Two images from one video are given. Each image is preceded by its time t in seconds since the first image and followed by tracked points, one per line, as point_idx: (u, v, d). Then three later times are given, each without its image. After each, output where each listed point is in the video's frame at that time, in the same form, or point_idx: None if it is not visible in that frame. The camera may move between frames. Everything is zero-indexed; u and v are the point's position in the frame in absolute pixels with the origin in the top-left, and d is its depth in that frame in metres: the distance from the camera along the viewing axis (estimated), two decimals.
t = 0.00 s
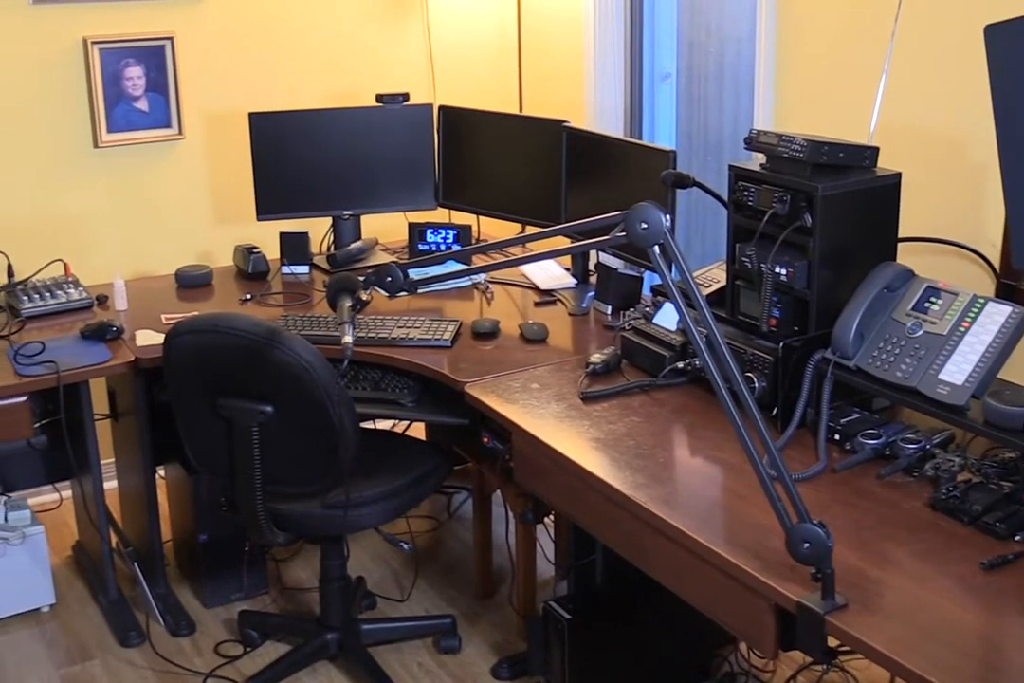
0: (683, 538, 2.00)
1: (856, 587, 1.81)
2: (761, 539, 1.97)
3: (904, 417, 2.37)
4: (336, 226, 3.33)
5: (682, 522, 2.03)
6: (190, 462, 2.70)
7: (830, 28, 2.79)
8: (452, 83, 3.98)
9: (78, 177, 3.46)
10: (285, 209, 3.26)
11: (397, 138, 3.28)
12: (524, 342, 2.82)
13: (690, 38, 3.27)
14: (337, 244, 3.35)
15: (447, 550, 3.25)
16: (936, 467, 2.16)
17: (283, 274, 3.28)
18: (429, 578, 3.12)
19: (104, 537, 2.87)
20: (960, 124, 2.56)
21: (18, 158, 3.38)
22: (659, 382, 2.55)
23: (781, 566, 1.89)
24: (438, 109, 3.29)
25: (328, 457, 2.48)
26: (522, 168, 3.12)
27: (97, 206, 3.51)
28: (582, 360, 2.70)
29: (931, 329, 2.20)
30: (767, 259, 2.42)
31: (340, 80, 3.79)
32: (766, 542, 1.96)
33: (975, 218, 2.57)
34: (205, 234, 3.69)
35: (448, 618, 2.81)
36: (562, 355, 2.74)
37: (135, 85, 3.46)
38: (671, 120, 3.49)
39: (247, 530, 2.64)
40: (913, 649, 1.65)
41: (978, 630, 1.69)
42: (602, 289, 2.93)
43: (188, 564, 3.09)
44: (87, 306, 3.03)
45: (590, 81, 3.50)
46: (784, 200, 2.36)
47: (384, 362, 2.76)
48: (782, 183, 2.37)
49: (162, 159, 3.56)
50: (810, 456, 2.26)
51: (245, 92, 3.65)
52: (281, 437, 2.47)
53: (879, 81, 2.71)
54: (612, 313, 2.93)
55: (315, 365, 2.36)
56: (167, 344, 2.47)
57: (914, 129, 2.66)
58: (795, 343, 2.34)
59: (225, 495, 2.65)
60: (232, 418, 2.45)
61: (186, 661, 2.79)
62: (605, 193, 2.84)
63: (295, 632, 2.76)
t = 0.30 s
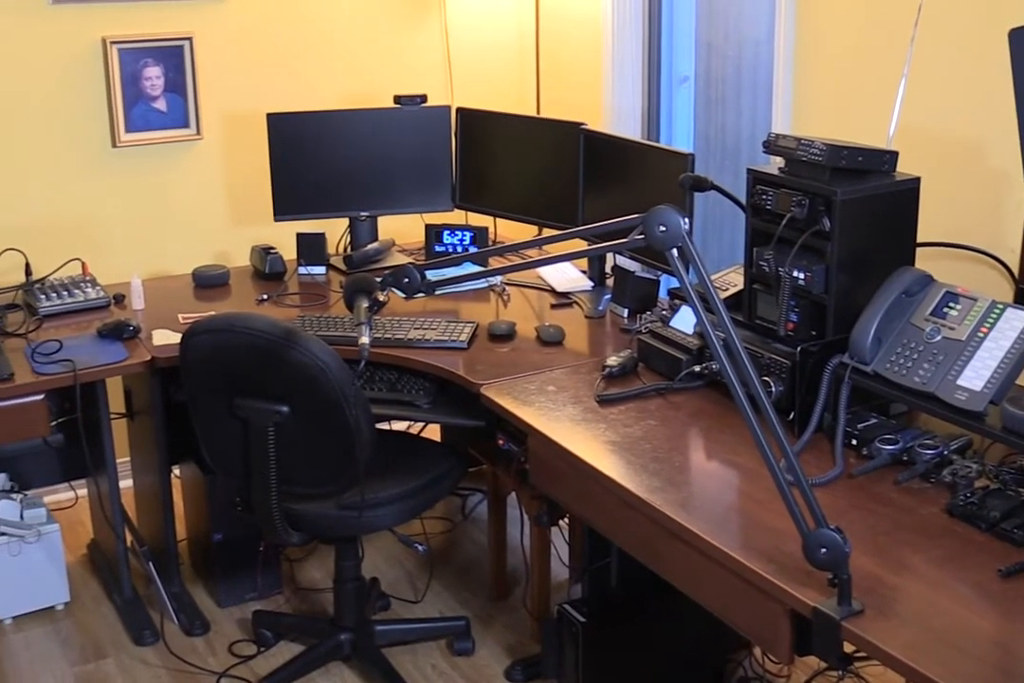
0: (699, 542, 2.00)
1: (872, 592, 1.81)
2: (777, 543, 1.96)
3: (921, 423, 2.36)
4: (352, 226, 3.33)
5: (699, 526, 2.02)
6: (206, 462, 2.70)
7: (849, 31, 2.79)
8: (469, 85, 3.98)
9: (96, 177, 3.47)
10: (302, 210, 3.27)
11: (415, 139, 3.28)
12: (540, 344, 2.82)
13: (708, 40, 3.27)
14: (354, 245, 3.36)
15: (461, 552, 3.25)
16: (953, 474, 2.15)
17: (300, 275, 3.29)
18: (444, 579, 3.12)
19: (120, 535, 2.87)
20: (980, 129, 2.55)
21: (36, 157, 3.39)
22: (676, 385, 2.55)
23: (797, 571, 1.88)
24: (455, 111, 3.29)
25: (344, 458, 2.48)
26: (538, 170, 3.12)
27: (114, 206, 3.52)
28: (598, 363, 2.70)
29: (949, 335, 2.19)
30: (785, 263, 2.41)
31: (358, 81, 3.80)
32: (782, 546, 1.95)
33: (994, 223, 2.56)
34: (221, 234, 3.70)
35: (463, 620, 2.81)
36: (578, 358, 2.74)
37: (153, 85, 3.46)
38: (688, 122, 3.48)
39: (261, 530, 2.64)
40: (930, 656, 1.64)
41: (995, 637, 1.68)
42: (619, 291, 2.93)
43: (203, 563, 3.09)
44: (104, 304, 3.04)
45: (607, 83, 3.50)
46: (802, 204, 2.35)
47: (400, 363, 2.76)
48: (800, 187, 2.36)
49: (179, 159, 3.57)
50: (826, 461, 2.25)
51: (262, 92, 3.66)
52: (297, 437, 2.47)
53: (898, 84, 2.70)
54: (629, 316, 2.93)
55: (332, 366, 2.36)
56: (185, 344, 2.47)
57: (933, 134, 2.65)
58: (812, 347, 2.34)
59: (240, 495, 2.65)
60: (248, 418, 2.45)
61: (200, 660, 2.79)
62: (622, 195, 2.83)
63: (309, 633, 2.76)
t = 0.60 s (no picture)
0: (716, 546, 1.99)
1: (890, 598, 1.80)
2: (795, 548, 1.95)
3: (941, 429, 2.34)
4: (371, 226, 3.33)
5: (717, 529, 2.01)
6: (223, 460, 2.70)
7: (871, 34, 2.77)
8: (488, 85, 3.98)
9: (115, 175, 3.48)
10: (320, 210, 3.27)
11: (434, 139, 3.28)
12: (558, 346, 2.82)
13: (728, 41, 3.26)
14: (372, 245, 3.36)
15: (476, 553, 3.25)
16: (973, 480, 2.12)
17: (318, 274, 3.29)
18: (459, 580, 3.12)
19: (136, 532, 2.88)
20: (1003, 134, 2.54)
21: (55, 155, 3.39)
22: (694, 388, 2.54)
23: (816, 576, 1.87)
24: (474, 112, 3.28)
25: (361, 458, 2.48)
26: (557, 172, 3.11)
27: (132, 204, 3.53)
28: (616, 365, 2.69)
29: (970, 340, 2.18)
30: (805, 266, 2.40)
31: (377, 81, 3.80)
32: (801, 551, 1.95)
33: (1016, 228, 2.55)
34: (239, 233, 3.70)
35: (478, 621, 2.80)
36: (596, 359, 2.73)
37: (173, 84, 3.47)
38: (707, 124, 3.47)
39: (278, 529, 2.64)
40: (948, 663, 1.63)
41: (1014, 645, 1.67)
42: (637, 293, 2.92)
43: (218, 561, 3.10)
44: (122, 302, 3.05)
45: (626, 85, 3.50)
46: (823, 207, 2.34)
47: (417, 364, 2.76)
48: (821, 190, 2.35)
49: (197, 158, 3.58)
50: (845, 466, 2.24)
51: (281, 91, 3.66)
52: (314, 437, 2.47)
53: (920, 88, 2.68)
54: (647, 318, 2.92)
55: (350, 366, 2.36)
56: (203, 342, 2.48)
57: (955, 138, 2.63)
58: (832, 351, 2.32)
59: (256, 494, 2.65)
60: (266, 417, 2.45)
61: (214, 659, 2.80)
62: (641, 197, 2.83)
63: (324, 632, 2.76)
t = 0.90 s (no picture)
0: (733, 548, 1.98)
1: (907, 602, 1.78)
2: (812, 551, 1.94)
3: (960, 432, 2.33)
4: (388, 226, 3.33)
5: (733, 531, 2.01)
6: (239, 459, 2.70)
7: (892, 36, 2.76)
8: (507, 85, 3.98)
9: (133, 173, 3.49)
10: (337, 209, 3.28)
11: (451, 139, 3.28)
12: (575, 346, 2.81)
13: (748, 43, 3.26)
14: (389, 244, 3.36)
15: (492, 553, 3.24)
16: (992, 483, 2.10)
17: (335, 273, 3.29)
18: (475, 580, 3.12)
19: (151, 530, 2.88)
20: None
21: (74, 153, 3.40)
22: (711, 390, 2.53)
23: (832, 579, 1.86)
24: (492, 111, 3.28)
25: (377, 458, 2.48)
26: (575, 172, 3.11)
27: (150, 202, 3.54)
28: (633, 366, 2.69)
29: (989, 343, 2.17)
30: (824, 268, 2.39)
31: (394, 80, 3.80)
32: (818, 553, 1.94)
33: None
34: (257, 231, 3.71)
35: (492, 622, 2.80)
36: (612, 360, 2.72)
37: (192, 82, 3.47)
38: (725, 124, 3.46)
39: (293, 529, 2.64)
40: (966, 668, 1.62)
41: None
42: (655, 294, 2.91)
43: (234, 559, 3.10)
44: (139, 300, 3.06)
45: (644, 85, 3.49)
46: (842, 208, 2.33)
47: (434, 364, 2.76)
48: (840, 192, 2.34)
49: (215, 156, 3.58)
50: (862, 469, 2.23)
51: (299, 90, 3.66)
52: (330, 436, 2.47)
53: (941, 89, 2.67)
54: (665, 319, 2.92)
55: (366, 365, 2.36)
56: (220, 340, 2.48)
57: (976, 140, 2.62)
58: (850, 354, 2.31)
59: (272, 493, 2.66)
60: (282, 416, 2.45)
61: (229, 657, 2.80)
62: (659, 198, 2.82)
63: (339, 631, 2.76)
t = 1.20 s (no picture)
0: (748, 550, 1.97)
1: (923, 605, 1.78)
2: (828, 553, 1.94)
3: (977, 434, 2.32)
4: (403, 226, 3.33)
5: (748, 533, 2.00)
6: (254, 458, 2.71)
7: (909, 36, 2.75)
8: (522, 85, 3.97)
9: (149, 172, 3.50)
10: (352, 209, 3.28)
11: (467, 139, 3.28)
12: (590, 347, 2.81)
13: (764, 44, 3.26)
14: (404, 244, 3.36)
15: (506, 553, 3.24)
16: (1009, 486, 2.08)
17: (350, 273, 3.29)
18: (489, 581, 3.12)
19: (166, 529, 2.89)
20: None
21: (90, 153, 3.41)
22: (726, 391, 2.52)
23: (849, 582, 1.85)
24: (507, 111, 3.28)
25: (391, 458, 2.47)
26: (589, 172, 3.10)
27: (166, 201, 3.54)
28: (648, 367, 2.68)
29: (1006, 345, 2.15)
30: (840, 269, 2.38)
31: (410, 81, 3.80)
32: (833, 556, 1.93)
33: None
34: (272, 231, 3.72)
35: (506, 622, 2.79)
36: (627, 361, 2.72)
37: (208, 82, 3.48)
38: (742, 125, 3.46)
39: (307, 528, 2.64)
40: (983, 672, 1.61)
41: None
42: (670, 295, 2.90)
43: (248, 558, 3.11)
44: (155, 299, 3.06)
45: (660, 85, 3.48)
46: (859, 209, 2.32)
47: (448, 363, 2.76)
48: (856, 192, 2.33)
49: (231, 155, 3.59)
50: (878, 471, 2.22)
51: (314, 90, 3.67)
52: (345, 436, 2.47)
53: (959, 89, 2.66)
54: (680, 320, 2.91)
55: (381, 365, 2.36)
56: (235, 340, 2.48)
57: (994, 141, 2.60)
58: (866, 356, 2.30)
59: (286, 492, 2.66)
60: (296, 416, 2.45)
61: (243, 656, 2.80)
62: (674, 199, 2.81)
63: (353, 631, 2.76)
